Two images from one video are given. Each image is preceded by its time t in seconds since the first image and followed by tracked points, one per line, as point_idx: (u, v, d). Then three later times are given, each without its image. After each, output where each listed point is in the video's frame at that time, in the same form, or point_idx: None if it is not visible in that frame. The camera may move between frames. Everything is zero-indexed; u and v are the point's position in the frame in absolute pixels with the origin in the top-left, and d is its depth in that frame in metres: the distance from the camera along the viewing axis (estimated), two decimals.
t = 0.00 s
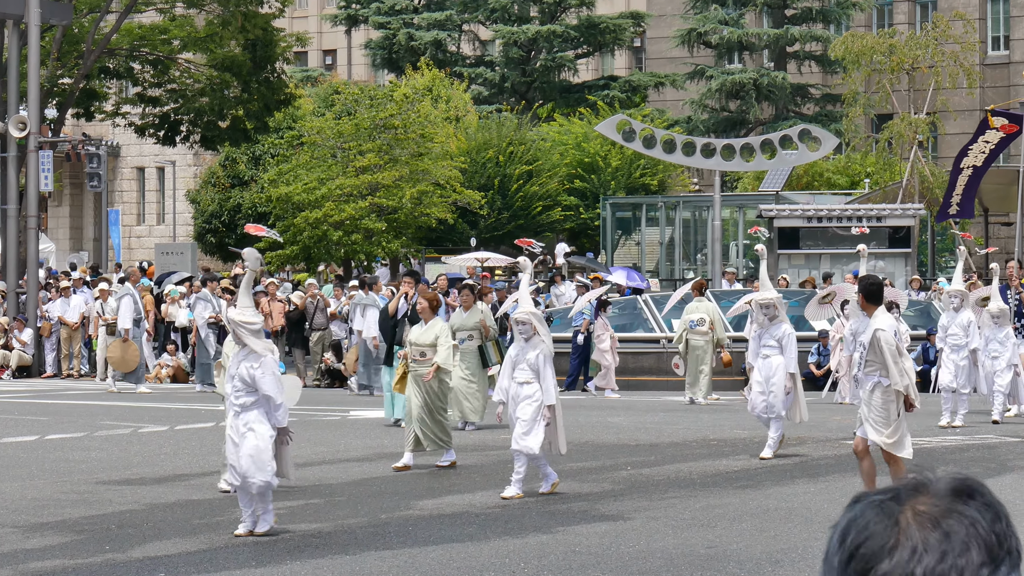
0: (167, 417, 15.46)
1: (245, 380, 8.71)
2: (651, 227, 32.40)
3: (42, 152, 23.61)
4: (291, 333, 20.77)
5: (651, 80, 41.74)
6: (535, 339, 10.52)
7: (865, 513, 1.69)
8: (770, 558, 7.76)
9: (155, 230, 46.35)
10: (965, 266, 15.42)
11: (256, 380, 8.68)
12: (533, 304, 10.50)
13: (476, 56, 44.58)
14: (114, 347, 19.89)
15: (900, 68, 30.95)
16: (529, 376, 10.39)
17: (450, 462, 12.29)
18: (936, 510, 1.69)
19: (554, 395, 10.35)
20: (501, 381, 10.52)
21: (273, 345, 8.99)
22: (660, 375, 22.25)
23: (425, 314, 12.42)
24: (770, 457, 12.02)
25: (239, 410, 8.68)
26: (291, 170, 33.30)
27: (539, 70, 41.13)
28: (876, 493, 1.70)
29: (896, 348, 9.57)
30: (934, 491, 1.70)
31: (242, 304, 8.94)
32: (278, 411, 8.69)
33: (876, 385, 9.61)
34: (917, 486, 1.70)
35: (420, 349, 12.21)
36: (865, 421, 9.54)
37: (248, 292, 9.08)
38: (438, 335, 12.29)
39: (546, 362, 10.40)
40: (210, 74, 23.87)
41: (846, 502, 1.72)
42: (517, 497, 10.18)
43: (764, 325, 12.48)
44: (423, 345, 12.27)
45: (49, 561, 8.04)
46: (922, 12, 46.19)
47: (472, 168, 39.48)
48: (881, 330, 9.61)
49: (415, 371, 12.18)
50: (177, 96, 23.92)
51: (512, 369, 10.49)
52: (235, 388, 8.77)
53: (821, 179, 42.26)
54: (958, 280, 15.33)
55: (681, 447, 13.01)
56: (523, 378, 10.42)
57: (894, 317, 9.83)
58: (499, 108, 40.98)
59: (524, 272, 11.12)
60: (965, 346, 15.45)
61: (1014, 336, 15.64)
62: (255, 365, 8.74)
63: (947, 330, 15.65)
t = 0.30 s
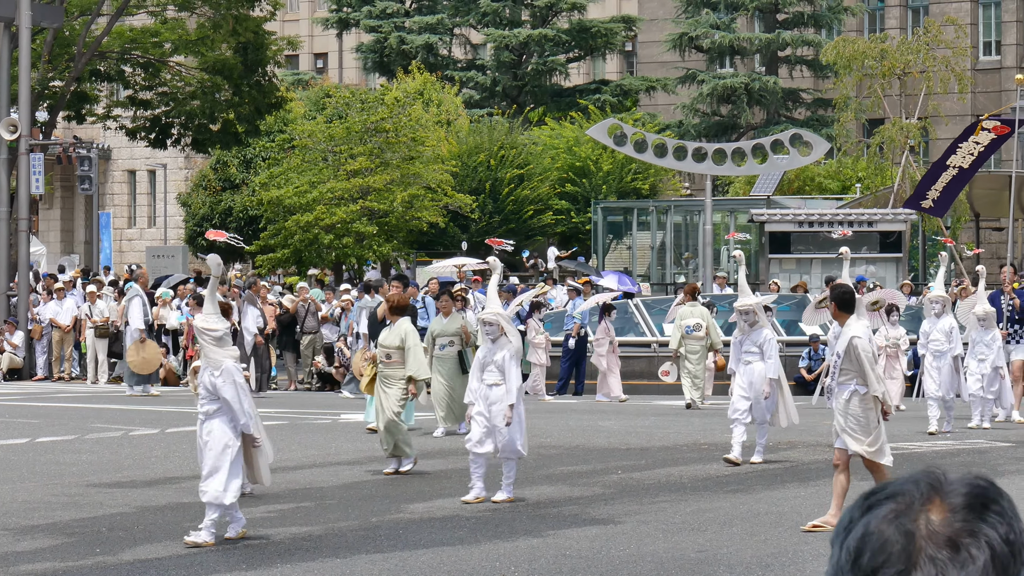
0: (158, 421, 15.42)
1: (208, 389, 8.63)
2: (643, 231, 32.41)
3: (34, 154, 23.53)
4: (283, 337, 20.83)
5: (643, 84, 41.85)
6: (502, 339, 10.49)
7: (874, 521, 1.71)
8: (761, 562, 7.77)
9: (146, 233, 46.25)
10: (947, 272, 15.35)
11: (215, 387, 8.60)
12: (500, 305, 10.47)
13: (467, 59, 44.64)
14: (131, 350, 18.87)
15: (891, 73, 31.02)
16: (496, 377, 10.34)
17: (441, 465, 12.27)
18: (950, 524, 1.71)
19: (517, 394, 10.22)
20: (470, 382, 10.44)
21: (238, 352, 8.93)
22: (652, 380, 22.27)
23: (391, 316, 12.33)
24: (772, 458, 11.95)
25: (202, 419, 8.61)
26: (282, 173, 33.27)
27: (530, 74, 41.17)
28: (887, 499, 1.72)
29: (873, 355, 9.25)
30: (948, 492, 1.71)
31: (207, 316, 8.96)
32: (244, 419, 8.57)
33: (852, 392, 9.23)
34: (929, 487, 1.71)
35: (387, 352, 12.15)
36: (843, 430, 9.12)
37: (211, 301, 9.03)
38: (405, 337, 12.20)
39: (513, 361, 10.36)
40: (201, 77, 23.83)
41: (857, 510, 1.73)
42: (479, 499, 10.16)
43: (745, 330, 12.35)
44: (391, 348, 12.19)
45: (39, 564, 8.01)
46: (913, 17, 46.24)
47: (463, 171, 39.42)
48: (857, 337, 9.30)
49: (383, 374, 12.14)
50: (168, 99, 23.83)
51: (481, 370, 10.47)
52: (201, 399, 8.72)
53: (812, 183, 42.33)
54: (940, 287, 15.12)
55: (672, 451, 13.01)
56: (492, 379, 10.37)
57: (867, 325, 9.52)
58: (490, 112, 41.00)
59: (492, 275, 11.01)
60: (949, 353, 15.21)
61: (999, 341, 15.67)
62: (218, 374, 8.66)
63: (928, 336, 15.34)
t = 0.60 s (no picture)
0: (149, 421, 15.41)
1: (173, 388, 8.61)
2: (634, 231, 32.43)
3: (24, 155, 23.47)
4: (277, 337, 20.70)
5: (634, 85, 41.91)
6: (466, 344, 10.29)
7: (886, 532, 1.62)
8: (752, 563, 7.78)
9: (137, 233, 46.16)
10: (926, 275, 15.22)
11: (180, 388, 8.56)
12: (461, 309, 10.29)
13: (458, 60, 44.62)
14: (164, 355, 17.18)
15: (882, 74, 31.05)
16: (458, 383, 10.17)
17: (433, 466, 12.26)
18: (963, 534, 1.63)
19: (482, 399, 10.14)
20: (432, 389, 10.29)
21: (204, 351, 8.89)
22: (642, 380, 22.28)
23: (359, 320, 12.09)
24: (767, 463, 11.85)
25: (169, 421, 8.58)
26: (273, 174, 33.21)
27: (521, 75, 41.13)
28: (899, 508, 1.62)
29: (838, 352, 9.20)
30: (963, 500, 1.62)
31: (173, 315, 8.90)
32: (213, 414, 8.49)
33: (816, 392, 9.20)
34: (942, 493, 1.62)
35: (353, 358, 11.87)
36: (808, 426, 9.04)
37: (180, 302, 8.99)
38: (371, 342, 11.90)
39: (476, 368, 10.21)
40: (192, 78, 23.76)
41: (870, 516, 1.64)
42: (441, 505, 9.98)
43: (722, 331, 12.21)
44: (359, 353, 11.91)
45: (31, 564, 8.00)
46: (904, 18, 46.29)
47: (454, 172, 39.39)
48: (822, 333, 9.23)
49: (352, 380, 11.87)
50: (160, 100, 23.76)
51: (443, 375, 10.30)
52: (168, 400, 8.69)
53: (803, 184, 42.36)
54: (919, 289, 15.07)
55: (663, 451, 13.02)
56: (454, 385, 10.20)
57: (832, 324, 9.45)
58: (481, 112, 40.99)
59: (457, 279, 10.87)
60: (929, 353, 15.23)
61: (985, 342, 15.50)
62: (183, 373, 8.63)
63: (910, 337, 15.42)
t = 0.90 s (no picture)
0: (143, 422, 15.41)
1: (142, 395, 8.58)
2: (627, 232, 32.45)
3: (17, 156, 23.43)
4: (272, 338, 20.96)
5: (627, 86, 41.97)
6: (436, 346, 10.28)
7: (888, 534, 1.62)
8: (746, 563, 7.78)
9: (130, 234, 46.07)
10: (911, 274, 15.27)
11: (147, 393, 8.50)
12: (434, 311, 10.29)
13: (451, 61, 44.63)
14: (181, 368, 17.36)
15: (875, 74, 31.06)
16: (431, 384, 10.15)
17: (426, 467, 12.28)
18: (964, 538, 1.62)
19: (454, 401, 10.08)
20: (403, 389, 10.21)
21: (173, 355, 8.80)
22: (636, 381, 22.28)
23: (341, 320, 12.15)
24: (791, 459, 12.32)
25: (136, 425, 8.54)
26: (266, 175, 33.18)
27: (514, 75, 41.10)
28: (901, 510, 1.62)
29: (804, 355, 9.02)
30: (965, 502, 1.62)
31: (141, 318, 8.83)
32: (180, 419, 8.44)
33: (784, 395, 9.03)
34: (943, 495, 1.62)
35: (330, 354, 11.90)
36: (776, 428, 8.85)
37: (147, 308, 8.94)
38: (349, 340, 11.97)
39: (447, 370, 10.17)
40: (186, 79, 23.73)
41: (871, 518, 1.63)
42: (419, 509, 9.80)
43: (707, 332, 12.09)
44: (335, 351, 11.96)
45: (24, 566, 8.00)
46: (897, 18, 46.34)
47: (447, 173, 39.41)
48: (788, 337, 9.11)
49: (326, 378, 11.89)
50: (153, 100, 23.70)
51: (414, 376, 10.27)
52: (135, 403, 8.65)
53: (797, 184, 42.37)
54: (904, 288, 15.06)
55: (657, 452, 13.03)
56: (427, 386, 10.17)
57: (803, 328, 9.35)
58: (474, 113, 41.01)
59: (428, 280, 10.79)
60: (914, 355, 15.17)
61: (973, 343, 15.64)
62: (150, 378, 8.58)
63: (894, 338, 15.31)
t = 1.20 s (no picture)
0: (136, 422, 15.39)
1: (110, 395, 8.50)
2: (621, 232, 32.49)
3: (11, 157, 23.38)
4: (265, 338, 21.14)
5: (620, 86, 42.05)
6: (410, 348, 10.12)
7: (878, 536, 1.62)
8: (740, 563, 7.79)
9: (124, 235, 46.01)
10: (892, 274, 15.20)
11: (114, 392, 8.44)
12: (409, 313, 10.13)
13: (445, 61, 44.64)
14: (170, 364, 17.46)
15: (869, 74, 31.09)
16: (401, 386, 9.96)
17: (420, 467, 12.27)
18: (954, 539, 1.63)
19: (426, 404, 9.90)
20: (375, 391, 10.08)
21: (141, 353, 8.73)
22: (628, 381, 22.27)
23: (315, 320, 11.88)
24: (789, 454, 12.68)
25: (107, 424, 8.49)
26: (259, 175, 33.13)
27: (508, 75, 41.11)
28: (891, 511, 1.62)
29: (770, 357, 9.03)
30: (956, 501, 1.62)
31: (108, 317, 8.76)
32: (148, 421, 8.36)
33: (750, 396, 9.00)
34: (933, 497, 1.63)
35: (311, 358, 11.68)
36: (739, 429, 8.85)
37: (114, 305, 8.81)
38: (330, 343, 11.77)
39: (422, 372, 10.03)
40: (179, 79, 23.65)
41: (861, 520, 1.64)
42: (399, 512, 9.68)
43: (688, 331, 11.63)
44: (314, 354, 11.73)
45: (17, 566, 7.99)
46: (890, 19, 46.41)
47: (441, 173, 39.47)
48: (755, 339, 9.10)
49: (303, 381, 11.68)
50: (146, 101, 23.60)
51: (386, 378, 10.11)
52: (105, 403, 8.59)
53: (790, 184, 42.46)
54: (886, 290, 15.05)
55: (650, 452, 13.03)
56: (397, 387, 9.98)
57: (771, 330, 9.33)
58: (468, 113, 41.01)
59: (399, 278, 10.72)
60: (896, 356, 14.95)
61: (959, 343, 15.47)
62: (117, 378, 8.49)
63: (877, 339, 15.08)
